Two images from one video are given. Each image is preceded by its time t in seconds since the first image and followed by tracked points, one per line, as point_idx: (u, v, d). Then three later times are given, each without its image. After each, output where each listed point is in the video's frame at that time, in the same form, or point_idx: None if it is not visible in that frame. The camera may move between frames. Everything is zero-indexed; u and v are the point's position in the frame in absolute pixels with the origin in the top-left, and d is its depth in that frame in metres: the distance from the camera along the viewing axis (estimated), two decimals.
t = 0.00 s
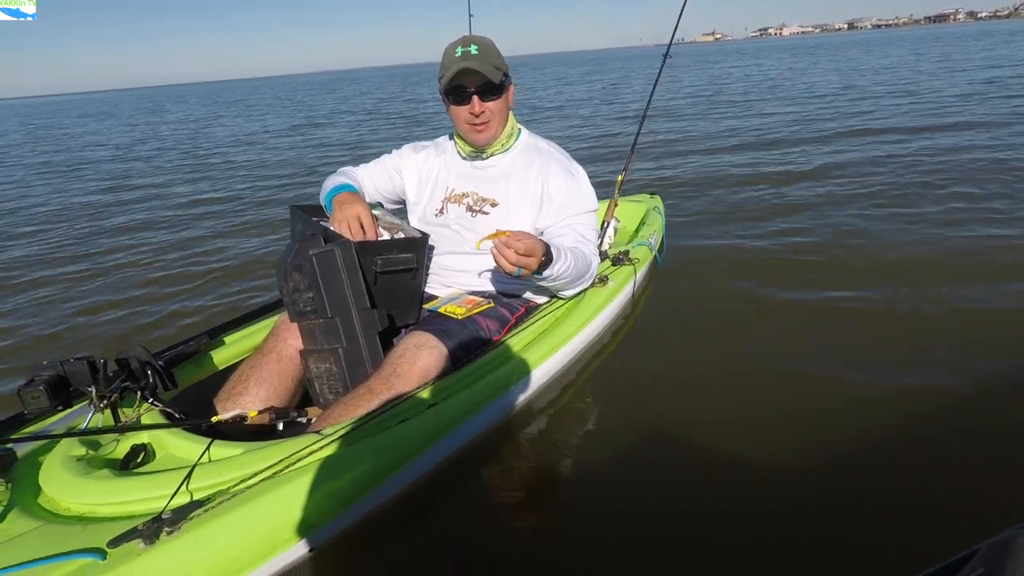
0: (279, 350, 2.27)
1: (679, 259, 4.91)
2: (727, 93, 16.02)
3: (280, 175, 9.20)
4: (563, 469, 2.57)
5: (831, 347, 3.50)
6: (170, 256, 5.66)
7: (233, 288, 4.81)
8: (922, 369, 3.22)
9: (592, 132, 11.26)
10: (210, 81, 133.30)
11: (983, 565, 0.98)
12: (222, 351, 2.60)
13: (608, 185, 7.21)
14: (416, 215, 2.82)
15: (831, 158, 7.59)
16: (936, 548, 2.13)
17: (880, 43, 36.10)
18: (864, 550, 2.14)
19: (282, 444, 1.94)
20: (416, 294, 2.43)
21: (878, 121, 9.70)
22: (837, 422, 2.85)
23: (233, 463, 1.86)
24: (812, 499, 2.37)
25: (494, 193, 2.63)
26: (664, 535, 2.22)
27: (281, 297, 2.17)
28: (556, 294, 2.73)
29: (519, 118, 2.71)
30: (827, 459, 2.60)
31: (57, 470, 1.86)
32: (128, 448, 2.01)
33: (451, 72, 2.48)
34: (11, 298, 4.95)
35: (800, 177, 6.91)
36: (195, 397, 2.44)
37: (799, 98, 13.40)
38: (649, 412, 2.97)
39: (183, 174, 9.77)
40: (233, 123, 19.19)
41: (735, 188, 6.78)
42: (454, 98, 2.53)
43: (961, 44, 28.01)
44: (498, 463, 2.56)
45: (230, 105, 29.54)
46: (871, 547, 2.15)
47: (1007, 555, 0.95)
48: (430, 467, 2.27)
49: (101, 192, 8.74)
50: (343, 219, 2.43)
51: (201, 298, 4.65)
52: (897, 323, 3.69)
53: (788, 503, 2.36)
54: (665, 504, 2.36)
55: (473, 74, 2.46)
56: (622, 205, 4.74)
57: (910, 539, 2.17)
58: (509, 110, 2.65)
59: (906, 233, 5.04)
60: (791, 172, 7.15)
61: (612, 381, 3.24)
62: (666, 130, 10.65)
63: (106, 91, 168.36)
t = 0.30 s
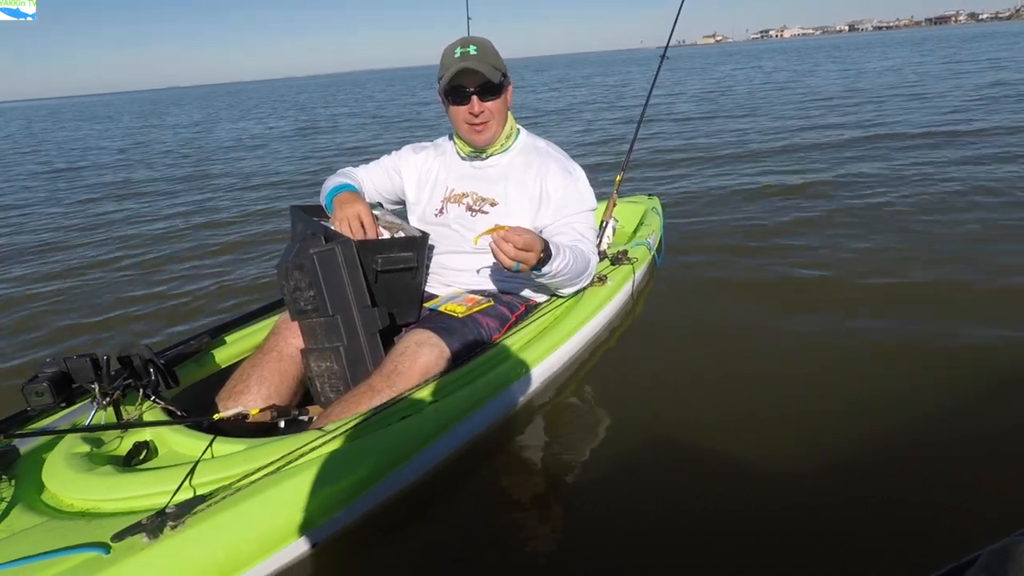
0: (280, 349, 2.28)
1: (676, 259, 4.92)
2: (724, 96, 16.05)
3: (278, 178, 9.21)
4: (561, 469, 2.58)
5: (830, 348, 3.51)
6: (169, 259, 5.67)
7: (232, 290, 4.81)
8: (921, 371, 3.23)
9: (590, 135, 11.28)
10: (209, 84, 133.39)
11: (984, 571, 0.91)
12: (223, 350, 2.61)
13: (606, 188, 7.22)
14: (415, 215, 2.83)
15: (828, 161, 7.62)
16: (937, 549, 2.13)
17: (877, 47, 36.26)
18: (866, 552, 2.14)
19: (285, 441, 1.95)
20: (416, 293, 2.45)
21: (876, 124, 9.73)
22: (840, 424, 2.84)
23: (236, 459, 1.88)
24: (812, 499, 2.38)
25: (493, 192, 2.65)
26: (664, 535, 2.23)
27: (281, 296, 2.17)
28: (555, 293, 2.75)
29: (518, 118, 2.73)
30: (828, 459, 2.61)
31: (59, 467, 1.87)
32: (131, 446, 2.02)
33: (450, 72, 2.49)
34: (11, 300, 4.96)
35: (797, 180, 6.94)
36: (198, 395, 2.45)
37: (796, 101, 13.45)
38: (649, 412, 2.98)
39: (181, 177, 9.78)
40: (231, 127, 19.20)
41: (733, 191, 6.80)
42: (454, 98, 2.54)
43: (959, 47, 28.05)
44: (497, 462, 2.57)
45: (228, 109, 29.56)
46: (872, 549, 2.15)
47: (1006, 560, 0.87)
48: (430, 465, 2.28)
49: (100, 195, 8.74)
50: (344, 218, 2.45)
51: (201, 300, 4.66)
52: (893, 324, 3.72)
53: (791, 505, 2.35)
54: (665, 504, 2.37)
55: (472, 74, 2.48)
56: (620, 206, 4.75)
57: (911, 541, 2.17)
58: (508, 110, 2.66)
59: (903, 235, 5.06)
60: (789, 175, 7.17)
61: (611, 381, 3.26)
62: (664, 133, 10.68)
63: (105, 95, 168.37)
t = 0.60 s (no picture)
0: (283, 350, 2.29)
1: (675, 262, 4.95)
2: (721, 100, 16.13)
3: (277, 180, 9.23)
4: (561, 469, 2.59)
5: (829, 349, 3.53)
6: (168, 261, 5.67)
7: (233, 293, 4.83)
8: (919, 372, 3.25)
9: (588, 138, 11.31)
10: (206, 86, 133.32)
11: None
12: (226, 351, 2.63)
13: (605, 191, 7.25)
14: (416, 217, 2.84)
15: (826, 165, 7.66)
16: (936, 549, 2.14)
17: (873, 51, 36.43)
18: (866, 552, 2.15)
19: (291, 441, 1.96)
20: (417, 295, 2.48)
21: (872, 128, 9.79)
22: (838, 425, 2.86)
23: (243, 460, 1.89)
24: (812, 500, 2.40)
25: (494, 195, 2.66)
26: (664, 535, 2.24)
27: (285, 298, 2.21)
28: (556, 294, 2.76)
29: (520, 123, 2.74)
30: (827, 460, 2.63)
31: (66, 468, 1.87)
32: (137, 446, 2.03)
33: (452, 76, 2.51)
34: (11, 302, 4.96)
35: (794, 184, 6.98)
36: (201, 396, 2.47)
37: (793, 105, 13.52)
38: (648, 413, 3.00)
39: (180, 179, 9.79)
40: (229, 129, 19.21)
41: (731, 194, 6.84)
42: (456, 102, 2.56)
43: (957, 52, 28.12)
44: (497, 463, 2.58)
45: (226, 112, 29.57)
46: (872, 549, 2.16)
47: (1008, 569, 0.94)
48: (431, 465, 2.29)
49: (98, 198, 8.74)
50: (347, 220, 2.47)
51: (202, 302, 4.67)
52: (889, 325, 3.74)
53: (790, 506, 2.37)
54: (665, 505, 2.38)
55: (474, 77, 2.49)
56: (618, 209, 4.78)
57: (910, 541, 2.19)
58: (509, 114, 2.67)
59: (900, 238, 5.09)
60: (787, 179, 7.21)
61: (610, 382, 3.28)
62: (662, 137, 10.73)
63: (101, 96, 167.96)
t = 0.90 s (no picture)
0: (286, 353, 2.32)
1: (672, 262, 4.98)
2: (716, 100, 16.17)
3: (274, 183, 9.23)
4: (561, 469, 2.62)
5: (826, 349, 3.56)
6: (166, 266, 5.67)
7: (231, 296, 4.84)
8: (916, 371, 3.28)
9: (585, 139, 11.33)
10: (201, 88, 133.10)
11: None
12: (229, 353, 2.65)
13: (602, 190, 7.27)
14: (416, 219, 2.87)
15: (821, 165, 7.70)
16: (936, 549, 2.17)
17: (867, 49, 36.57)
18: (866, 553, 2.18)
19: (296, 442, 1.99)
20: (418, 296, 2.50)
21: (867, 128, 9.84)
22: (836, 424, 2.89)
23: (250, 460, 1.91)
24: (812, 500, 2.42)
25: (493, 197, 2.68)
26: (665, 535, 2.26)
27: (286, 300, 2.23)
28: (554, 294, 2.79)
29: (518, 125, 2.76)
30: (826, 460, 2.66)
31: (75, 469, 1.89)
32: (144, 448, 2.06)
33: (451, 80, 2.54)
34: (9, 307, 4.96)
35: (790, 183, 7.01)
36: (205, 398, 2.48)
37: (788, 105, 13.58)
38: (646, 413, 3.03)
39: (177, 183, 9.78)
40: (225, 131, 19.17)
41: (727, 194, 6.86)
42: (455, 105, 2.58)
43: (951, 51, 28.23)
44: (498, 463, 2.61)
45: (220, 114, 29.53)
46: (872, 549, 2.19)
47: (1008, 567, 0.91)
48: (433, 465, 2.32)
49: (95, 201, 8.73)
50: (348, 223, 2.49)
51: (200, 306, 4.68)
52: (887, 324, 3.77)
53: (789, 505, 2.40)
54: (666, 505, 2.41)
55: (473, 81, 2.52)
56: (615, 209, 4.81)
57: (909, 541, 2.22)
58: (507, 117, 2.70)
59: (896, 237, 5.12)
60: (782, 179, 7.25)
61: (608, 382, 3.31)
62: (658, 136, 10.75)
63: (97, 99, 167.62)
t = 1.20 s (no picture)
0: (287, 349, 2.34)
1: (669, 264, 5.01)
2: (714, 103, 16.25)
3: (272, 185, 9.25)
4: (562, 467, 2.65)
5: (822, 348, 3.60)
6: (166, 267, 5.69)
7: (231, 297, 4.86)
8: (911, 371, 3.32)
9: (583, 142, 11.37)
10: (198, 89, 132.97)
11: None
12: (231, 350, 2.67)
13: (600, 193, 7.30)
14: (416, 219, 2.89)
15: (817, 169, 7.76)
16: (935, 549, 2.21)
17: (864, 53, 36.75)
18: (866, 552, 2.21)
19: (301, 436, 2.01)
20: (418, 294, 2.53)
21: (863, 132, 9.90)
22: (834, 423, 2.93)
23: (254, 454, 1.93)
24: (811, 499, 2.46)
25: (492, 196, 2.71)
26: (665, 534, 2.29)
27: (288, 298, 2.27)
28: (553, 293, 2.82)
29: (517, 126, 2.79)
30: (825, 460, 2.69)
31: (82, 462, 1.92)
32: (149, 442, 2.07)
33: (450, 84, 2.56)
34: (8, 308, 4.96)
35: (786, 188, 7.06)
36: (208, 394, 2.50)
37: (785, 109, 13.65)
38: (645, 412, 3.06)
39: (175, 184, 9.79)
40: (223, 133, 19.17)
41: (724, 198, 6.90)
42: (455, 108, 2.61)
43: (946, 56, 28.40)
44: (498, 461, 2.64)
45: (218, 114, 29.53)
46: (871, 548, 2.22)
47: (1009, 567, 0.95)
48: (435, 460, 2.34)
49: (93, 202, 8.72)
50: (350, 222, 2.52)
51: (200, 307, 4.70)
52: (883, 325, 3.81)
53: (789, 505, 2.43)
54: (667, 504, 2.44)
55: (473, 85, 2.54)
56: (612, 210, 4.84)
57: (908, 541, 2.25)
58: (506, 118, 2.73)
59: (891, 241, 5.17)
60: (779, 182, 7.30)
61: (607, 381, 3.34)
62: (656, 140, 10.80)
63: (94, 99, 167.33)
